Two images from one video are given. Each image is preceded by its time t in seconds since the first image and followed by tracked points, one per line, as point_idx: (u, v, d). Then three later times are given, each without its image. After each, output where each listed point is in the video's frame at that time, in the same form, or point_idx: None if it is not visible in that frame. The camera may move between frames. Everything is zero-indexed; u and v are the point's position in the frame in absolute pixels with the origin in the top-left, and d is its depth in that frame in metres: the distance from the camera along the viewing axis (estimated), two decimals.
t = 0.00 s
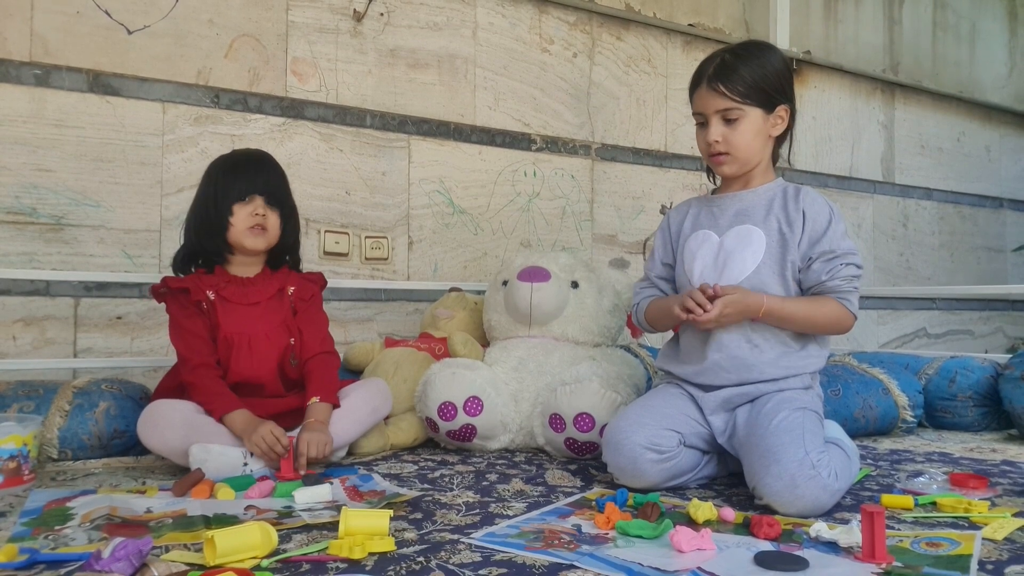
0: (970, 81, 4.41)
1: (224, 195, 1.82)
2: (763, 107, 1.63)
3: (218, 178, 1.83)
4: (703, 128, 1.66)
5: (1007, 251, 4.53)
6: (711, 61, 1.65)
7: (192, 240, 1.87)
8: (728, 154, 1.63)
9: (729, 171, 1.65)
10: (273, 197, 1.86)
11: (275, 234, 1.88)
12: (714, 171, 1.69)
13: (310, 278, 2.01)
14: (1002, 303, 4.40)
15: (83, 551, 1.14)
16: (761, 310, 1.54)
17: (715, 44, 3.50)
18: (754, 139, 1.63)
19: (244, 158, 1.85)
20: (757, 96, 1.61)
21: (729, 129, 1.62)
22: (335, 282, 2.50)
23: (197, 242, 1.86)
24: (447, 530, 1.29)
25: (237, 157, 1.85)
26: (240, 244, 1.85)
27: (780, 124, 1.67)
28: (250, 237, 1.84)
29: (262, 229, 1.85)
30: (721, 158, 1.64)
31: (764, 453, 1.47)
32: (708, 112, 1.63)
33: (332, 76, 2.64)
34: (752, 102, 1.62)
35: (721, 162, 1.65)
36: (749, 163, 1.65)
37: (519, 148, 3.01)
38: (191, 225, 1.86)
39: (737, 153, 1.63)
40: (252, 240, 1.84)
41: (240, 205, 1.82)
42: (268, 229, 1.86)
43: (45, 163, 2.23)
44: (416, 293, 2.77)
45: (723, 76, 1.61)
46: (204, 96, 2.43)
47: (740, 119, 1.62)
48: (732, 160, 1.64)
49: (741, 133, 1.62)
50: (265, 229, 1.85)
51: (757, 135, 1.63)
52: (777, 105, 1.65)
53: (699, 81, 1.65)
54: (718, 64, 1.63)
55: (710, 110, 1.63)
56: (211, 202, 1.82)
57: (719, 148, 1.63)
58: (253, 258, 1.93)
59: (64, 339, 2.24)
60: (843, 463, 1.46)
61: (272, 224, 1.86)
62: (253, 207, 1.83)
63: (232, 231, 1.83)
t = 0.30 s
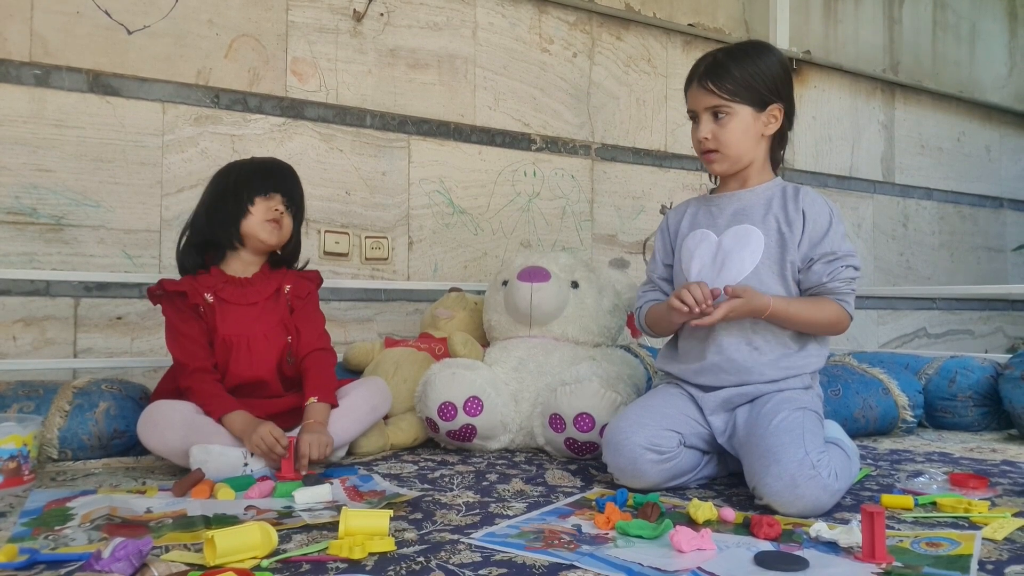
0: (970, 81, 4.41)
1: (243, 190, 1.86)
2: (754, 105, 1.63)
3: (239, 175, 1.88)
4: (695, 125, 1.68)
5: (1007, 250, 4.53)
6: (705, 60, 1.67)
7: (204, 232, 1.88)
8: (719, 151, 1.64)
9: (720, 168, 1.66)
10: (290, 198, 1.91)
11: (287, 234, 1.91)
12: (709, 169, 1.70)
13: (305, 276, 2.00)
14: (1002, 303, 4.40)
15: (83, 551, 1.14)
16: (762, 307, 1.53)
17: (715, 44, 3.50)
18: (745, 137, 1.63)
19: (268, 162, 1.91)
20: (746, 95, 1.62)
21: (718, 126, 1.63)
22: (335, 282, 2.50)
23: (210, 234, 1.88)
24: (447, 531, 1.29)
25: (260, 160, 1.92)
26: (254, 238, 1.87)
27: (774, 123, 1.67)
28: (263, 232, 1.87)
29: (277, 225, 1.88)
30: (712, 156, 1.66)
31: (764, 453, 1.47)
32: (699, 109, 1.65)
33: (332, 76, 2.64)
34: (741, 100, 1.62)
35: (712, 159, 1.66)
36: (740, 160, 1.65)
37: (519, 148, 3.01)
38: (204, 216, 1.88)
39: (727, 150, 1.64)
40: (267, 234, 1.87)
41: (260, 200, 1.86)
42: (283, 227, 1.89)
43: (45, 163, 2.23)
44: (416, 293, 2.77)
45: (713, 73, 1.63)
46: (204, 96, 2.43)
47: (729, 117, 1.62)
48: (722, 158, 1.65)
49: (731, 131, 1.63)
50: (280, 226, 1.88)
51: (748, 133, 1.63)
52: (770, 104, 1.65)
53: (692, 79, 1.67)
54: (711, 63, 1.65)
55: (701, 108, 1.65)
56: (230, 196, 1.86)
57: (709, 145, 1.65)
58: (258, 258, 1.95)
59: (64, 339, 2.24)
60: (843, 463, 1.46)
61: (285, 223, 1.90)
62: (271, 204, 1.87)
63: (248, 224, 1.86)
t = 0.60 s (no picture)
0: (970, 81, 4.41)
1: (246, 189, 1.87)
2: (782, 100, 1.71)
3: (239, 175, 1.88)
4: (729, 104, 1.67)
5: (1007, 251, 4.53)
6: (740, 47, 1.70)
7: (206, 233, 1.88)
8: (758, 132, 1.66)
9: (752, 149, 1.65)
10: (292, 196, 1.91)
11: (289, 231, 1.91)
12: (728, 153, 1.68)
13: (308, 276, 2.01)
14: (1002, 303, 4.40)
15: (83, 551, 1.14)
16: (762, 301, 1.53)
17: (715, 44, 3.50)
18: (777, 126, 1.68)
19: (267, 163, 1.92)
20: (781, 85, 1.69)
21: (762, 107, 1.66)
22: (335, 282, 2.50)
23: (211, 234, 1.88)
24: (447, 531, 1.29)
25: (260, 161, 1.92)
26: (256, 237, 1.87)
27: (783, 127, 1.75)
28: (267, 230, 1.87)
29: (279, 224, 1.88)
30: (748, 134, 1.65)
31: (763, 453, 1.47)
32: (743, 87, 1.66)
33: (332, 77, 2.64)
34: (778, 91, 1.69)
35: (746, 137, 1.66)
36: (768, 148, 1.68)
37: (519, 148, 3.01)
38: (206, 220, 1.89)
39: (765, 132, 1.66)
40: (269, 233, 1.87)
41: (261, 200, 1.87)
42: (284, 226, 1.89)
43: (45, 163, 2.23)
44: (416, 293, 2.76)
45: (757, 58, 1.69)
46: (204, 96, 2.43)
47: (771, 102, 1.67)
48: (758, 138, 1.66)
49: (771, 114, 1.67)
50: (283, 224, 1.89)
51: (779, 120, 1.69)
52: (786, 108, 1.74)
53: (728, 61, 1.69)
54: (750, 51, 1.70)
55: (745, 86, 1.66)
56: (232, 197, 1.87)
57: (750, 123, 1.65)
58: (263, 258, 1.95)
59: (64, 339, 2.24)
60: (842, 463, 1.46)
61: (288, 221, 1.90)
62: (273, 202, 1.87)
63: (250, 223, 1.86)
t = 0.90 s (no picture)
0: (970, 81, 4.41)
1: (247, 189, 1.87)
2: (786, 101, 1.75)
3: (240, 176, 1.89)
4: (745, 95, 1.68)
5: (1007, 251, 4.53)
6: (752, 44, 1.74)
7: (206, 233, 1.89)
8: (772, 123, 1.68)
9: (767, 140, 1.67)
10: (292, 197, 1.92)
11: (289, 232, 1.91)
12: (739, 142, 1.68)
13: (311, 278, 2.01)
14: (1002, 303, 4.40)
15: (83, 551, 1.14)
16: (754, 291, 1.52)
17: (715, 44, 3.49)
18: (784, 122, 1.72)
19: (267, 165, 1.92)
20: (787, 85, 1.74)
21: (777, 100, 1.69)
22: (335, 282, 2.50)
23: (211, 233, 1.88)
24: (448, 531, 1.29)
25: (260, 162, 1.93)
26: (256, 238, 1.87)
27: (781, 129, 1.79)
28: (267, 231, 1.87)
29: (280, 225, 1.88)
30: (762, 124, 1.67)
31: (764, 454, 1.47)
32: (758, 79, 1.69)
33: (332, 76, 2.64)
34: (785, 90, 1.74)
35: (761, 127, 1.67)
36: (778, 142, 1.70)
37: (520, 148, 3.01)
38: (207, 221, 1.89)
39: (777, 125, 1.68)
40: (269, 234, 1.87)
41: (261, 201, 1.87)
42: (285, 227, 1.89)
43: (45, 162, 2.22)
44: (416, 293, 2.76)
45: (767, 56, 1.72)
46: (204, 95, 2.43)
47: (782, 97, 1.71)
48: (771, 129, 1.68)
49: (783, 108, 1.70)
50: (283, 226, 1.89)
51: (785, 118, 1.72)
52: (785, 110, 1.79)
53: (742, 55, 1.71)
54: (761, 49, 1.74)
55: (761, 79, 1.69)
56: (232, 198, 1.87)
57: (766, 113, 1.67)
58: (265, 259, 1.95)
59: (64, 338, 2.24)
60: (843, 463, 1.46)
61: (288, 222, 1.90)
62: (274, 203, 1.88)
63: (251, 224, 1.86)
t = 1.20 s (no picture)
0: (970, 81, 4.41)
1: (244, 189, 1.87)
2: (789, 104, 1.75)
3: (237, 177, 1.88)
4: (746, 98, 1.68)
5: (1007, 251, 4.53)
6: (754, 47, 1.74)
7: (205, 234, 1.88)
8: (772, 127, 1.67)
9: (767, 143, 1.67)
10: (289, 197, 1.91)
11: (287, 232, 1.91)
12: (740, 144, 1.68)
13: (311, 279, 2.02)
14: (1002, 303, 4.39)
15: (83, 551, 1.14)
16: (733, 270, 1.51)
17: (715, 44, 3.49)
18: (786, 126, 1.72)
19: (266, 165, 1.92)
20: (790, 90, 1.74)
21: (778, 103, 1.68)
22: (335, 282, 2.50)
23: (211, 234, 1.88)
24: (448, 531, 1.29)
25: (259, 162, 1.93)
26: (255, 239, 1.87)
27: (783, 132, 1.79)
28: (265, 232, 1.87)
29: (278, 226, 1.88)
30: (763, 128, 1.67)
31: (764, 454, 1.47)
32: (759, 83, 1.69)
33: (332, 76, 2.64)
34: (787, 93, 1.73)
35: (761, 131, 1.67)
36: (778, 145, 1.70)
37: (519, 148, 3.01)
38: (205, 222, 1.89)
39: (778, 128, 1.68)
40: (266, 234, 1.87)
41: (259, 202, 1.87)
42: (283, 228, 1.89)
43: (45, 162, 2.22)
44: (416, 293, 2.76)
45: (768, 60, 1.72)
46: (204, 95, 2.43)
47: (784, 100, 1.70)
48: (772, 133, 1.67)
49: (784, 112, 1.69)
50: (281, 226, 1.88)
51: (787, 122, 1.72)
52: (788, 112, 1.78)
53: (743, 59, 1.71)
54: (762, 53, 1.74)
55: (762, 82, 1.69)
56: (230, 200, 1.87)
57: (766, 117, 1.67)
58: (263, 259, 1.95)
59: (64, 338, 2.24)
60: (843, 463, 1.47)
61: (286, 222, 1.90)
62: (272, 204, 1.87)
63: (249, 225, 1.86)
